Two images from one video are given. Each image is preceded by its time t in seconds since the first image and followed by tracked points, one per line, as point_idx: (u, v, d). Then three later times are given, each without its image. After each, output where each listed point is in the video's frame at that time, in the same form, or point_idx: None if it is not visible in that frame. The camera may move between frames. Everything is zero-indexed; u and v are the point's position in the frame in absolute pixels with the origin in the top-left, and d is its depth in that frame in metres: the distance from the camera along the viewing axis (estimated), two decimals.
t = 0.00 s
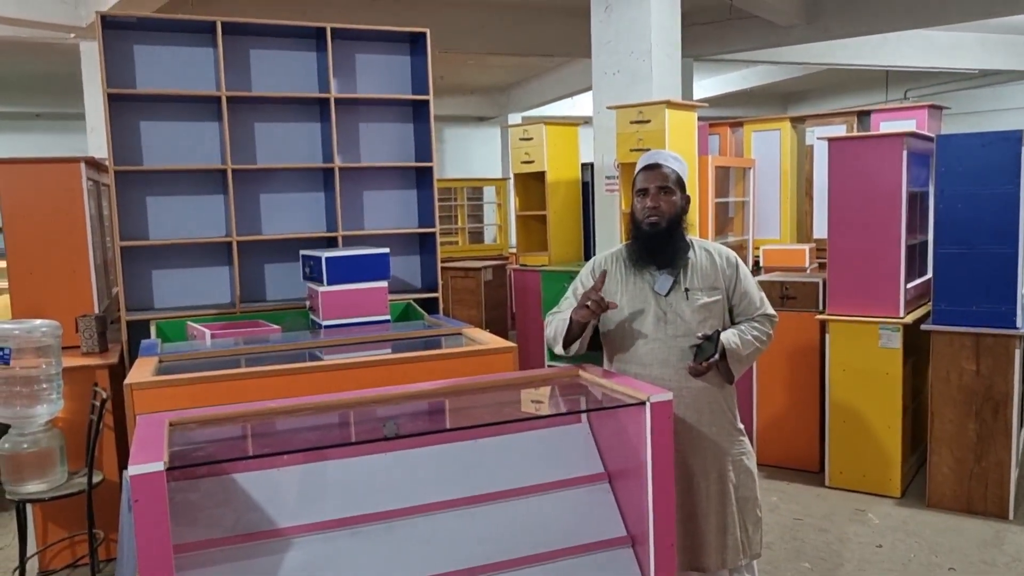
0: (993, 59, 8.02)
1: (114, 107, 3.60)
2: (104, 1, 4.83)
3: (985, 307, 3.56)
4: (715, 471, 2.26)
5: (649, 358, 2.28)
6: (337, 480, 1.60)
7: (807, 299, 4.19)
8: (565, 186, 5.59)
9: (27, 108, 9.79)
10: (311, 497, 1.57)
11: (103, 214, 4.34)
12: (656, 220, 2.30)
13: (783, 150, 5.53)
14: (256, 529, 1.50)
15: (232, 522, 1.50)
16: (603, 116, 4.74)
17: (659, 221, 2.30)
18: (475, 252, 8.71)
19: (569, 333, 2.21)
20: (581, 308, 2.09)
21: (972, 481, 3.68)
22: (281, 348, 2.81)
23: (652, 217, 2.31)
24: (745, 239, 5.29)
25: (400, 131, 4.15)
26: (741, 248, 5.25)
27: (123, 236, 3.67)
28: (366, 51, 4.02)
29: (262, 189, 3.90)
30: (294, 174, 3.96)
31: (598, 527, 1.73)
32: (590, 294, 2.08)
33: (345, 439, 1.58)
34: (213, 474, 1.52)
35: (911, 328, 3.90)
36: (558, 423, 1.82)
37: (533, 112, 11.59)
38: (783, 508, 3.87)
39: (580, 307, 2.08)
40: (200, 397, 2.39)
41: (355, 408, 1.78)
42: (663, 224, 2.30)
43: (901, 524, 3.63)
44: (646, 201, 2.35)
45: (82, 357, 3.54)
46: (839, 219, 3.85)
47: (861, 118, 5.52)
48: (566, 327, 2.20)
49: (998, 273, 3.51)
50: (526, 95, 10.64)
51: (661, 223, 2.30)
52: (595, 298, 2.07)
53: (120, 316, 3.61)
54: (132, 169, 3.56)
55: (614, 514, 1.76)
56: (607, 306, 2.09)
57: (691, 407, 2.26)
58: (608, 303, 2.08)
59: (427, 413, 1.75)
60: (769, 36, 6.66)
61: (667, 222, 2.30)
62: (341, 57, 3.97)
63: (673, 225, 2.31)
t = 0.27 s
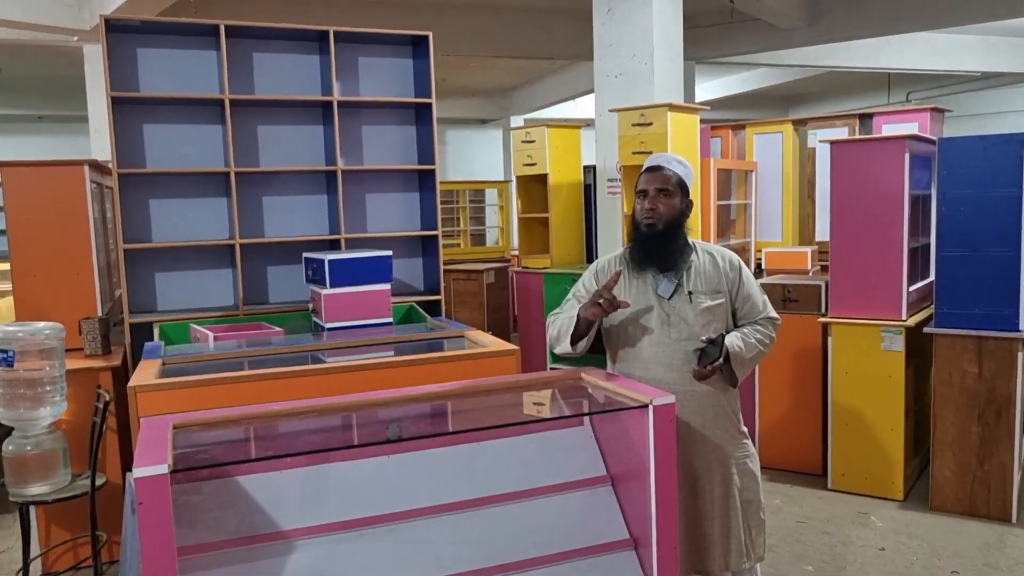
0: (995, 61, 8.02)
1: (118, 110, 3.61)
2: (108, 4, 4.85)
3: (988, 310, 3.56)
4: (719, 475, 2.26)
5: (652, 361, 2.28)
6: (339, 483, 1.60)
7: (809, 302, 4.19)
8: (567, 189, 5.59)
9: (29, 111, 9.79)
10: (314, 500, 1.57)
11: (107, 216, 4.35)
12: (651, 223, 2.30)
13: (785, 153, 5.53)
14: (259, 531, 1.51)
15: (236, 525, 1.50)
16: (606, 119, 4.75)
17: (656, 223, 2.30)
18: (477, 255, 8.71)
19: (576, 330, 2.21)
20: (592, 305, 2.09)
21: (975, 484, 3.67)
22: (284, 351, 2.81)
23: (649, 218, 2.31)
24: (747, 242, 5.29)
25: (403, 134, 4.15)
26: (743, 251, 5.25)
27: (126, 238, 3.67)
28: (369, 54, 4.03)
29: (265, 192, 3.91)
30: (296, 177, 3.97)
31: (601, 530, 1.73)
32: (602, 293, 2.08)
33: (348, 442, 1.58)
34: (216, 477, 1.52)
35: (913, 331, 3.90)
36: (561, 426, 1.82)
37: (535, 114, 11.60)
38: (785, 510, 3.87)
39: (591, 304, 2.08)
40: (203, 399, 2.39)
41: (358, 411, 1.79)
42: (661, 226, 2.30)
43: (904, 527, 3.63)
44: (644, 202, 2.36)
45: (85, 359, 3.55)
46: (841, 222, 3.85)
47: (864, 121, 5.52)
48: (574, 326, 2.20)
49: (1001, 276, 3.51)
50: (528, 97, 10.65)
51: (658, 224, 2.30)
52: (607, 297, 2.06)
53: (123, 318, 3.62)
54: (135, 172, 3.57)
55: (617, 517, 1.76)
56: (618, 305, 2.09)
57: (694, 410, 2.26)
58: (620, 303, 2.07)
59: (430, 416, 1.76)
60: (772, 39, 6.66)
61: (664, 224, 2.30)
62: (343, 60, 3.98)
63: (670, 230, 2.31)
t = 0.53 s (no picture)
0: (998, 63, 8.01)
1: (121, 111, 3.61)
2: (111, 5, 4.86)
3: (990, 311, 3.56)
4: (725, 476, 2.25)
5: (657, 363, 2.28)
6: (343, 484, 1.60)
7: (812, 303, 4.17)
8: (570, 190, 5.59)
9: (31, 112, 9.79)
10: (317, 500, 1.57)
11: (110, 217, 4.35)
12: (665, 222, 2.31)
13: (787, 154, 5.53)
14: (263, 531, 1.51)
15: (239, 525, 1.50)
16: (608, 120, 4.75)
17: (668, 223, 2.31)
18: (479, 256, 8.71)
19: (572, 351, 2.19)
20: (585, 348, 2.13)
21: (978, 485, 3.67)
22: (287, 351, 2.82)
23: (660, 220, 2.33)
24: (749, 243, 5.29)
25: (406, 135, 4.16)
26: (745, 252, 5.25)
27: (129, 239, 3.68)
28: (372, 55, 4.04)
29: (268, 193, 3.91)
30: (299, 178, 3.97)
31: (605, 530, 1.73)
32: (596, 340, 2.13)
33: (351, 442, 1.58)
34: (220, 477, 1.52)
35: (917, 332, 3.90)
36: (564, 427, 1.82)
37: (537, 116, 11.60)
38: (788, 512, 3.86)
39: (585, 346, 2.13)
40: (206, 399, 2.39)
41: (361, 411, 1.79)
42: (673, 227, 2.31)
43: (907, 528, 3.62)
44: (654, 203, 2.37)
45: (88, 360, 3.56)
46: (844, 223, 3.85)
47: (866, 122, 5.52)
48: (574, 340, 2.18)
49: (1004, 277, 3.50)
50: (530, 99, 10.66)
51: (670, 225, 2.31)
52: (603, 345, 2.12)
53: (126, 319, 3.62)
54: (138, 172, 3.57)
55: (621, 517, 1.76)
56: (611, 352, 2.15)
57: (699, 411, 2.26)
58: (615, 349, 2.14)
59: (433, 416, 1.76)
60: (774, 40, 6.66)
61: (676, 224, 2.31)
62: (346, 61, 3.98)
63: (682, 227, 2.32)
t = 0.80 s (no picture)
0: (1001, 63, 8.00)
1: (124, 111, 3.62)
2: (114, 5, 4.86)
3: (993, 311, 3.56)
4: (726, 476, 2.25)
5: (656, 363, 2.28)
6: (345, 483, 1.60)
7: (814, 303, 4.18)
8: (572, 190, 5.59)
9: (34, 112, 9.81)
10: (319, 499, 1.57)
11: (113, 217, 4.36)
12: (665, 223, 2.30)
13: (790, 154, 5.53)
14: (266, 530, 1.51)
15: (242, 524, 1.50)
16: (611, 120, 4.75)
17: (669, 224, 2.29)
18: (481, 256, 8.72)
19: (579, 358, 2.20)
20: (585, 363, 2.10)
21: (981, 485, 3.66)
22: (290, 351, 2.82)
23: (661, 220, 2.31)
24: (752, 243, 5.29)
25: (408, 135, 4.16)
26: (748, 252, 5.25)
27: (132, 239, 3.69)
28: (374, 55, 4.04)
29: (271, 193, 3.91)
30: (302, 178, 3.97)
31: (608, 529, 1.73)
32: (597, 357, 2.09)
33: (354, 441, 1.58)
34: (222, 476, 1.52)
35: (919, 332, 3.89)
36: (567, 426, 1.82)
37: (539, 116, 11.61)
38: (791, 512, 3.86)
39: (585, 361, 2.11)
40: (209, 399, 2.39)
41: (363, 410, 1.78)
42: (674, 227, 2.29)
43: (910, 528, 3.61)
44: (655, 203, 2.36)
45: (91, 359, 3.56)
46: (847, 223, 3.85)
47: (869, 123, 5.52)
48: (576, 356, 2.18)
49: (1007, 278, 3.50)
50: (532, 99, 10.66)
51: (671, 225, 2.29)
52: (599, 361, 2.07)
53: (129, 319, 3.63)
54: (141, 172, 3.57)
55: (623, 517, 1.76)
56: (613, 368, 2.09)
57: (700, 411, 2.26)
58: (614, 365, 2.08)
59: (435, 416, 1.75)
60: (776, 41, 6.66)
61: (677, 225, 2.30)
62: (349, 61, 3.98)
63: (682, 227, 2.30)
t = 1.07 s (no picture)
0: (1007, 62, 7.98)
1: (131, 109, 3.63)
2: (120, 4, 4.87)
3: (1001, 310, 3.54)
4: (728, 474, 2.25)
5: (661, 360, 2.28)
6: (351, 481, 1.60)
7: (820, 302, 4.17)
8: (577, 188, 5.59)
9: (40, 111, 9.84)
10: (325, 497, 1.57)
11: (119, 215, 4.37)
12: (669, 222, 2.30)
13: (795, 153, 5.52)
14: (272, 528, 1.51)
15: (248, 522, 1.50)
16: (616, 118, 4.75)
17: (674, 222, 2.29)
18: (485, 255, 8.72)
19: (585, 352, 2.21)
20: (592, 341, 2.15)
21: (988, 485, 3.65)
22: (296, 349, 2.82)
23: (666, 218, 2.31)
24: (757, 242, 5.28)
25: (414, 134, 4.16)
26: (753, 251, 5.24)
27: (138, 238, 3.69)
28: (380, 53, 4.04)
29: (277, 192, 3.92)
30: (307, 177, 3.98)
31: (613, 528, 1.72)
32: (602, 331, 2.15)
33: (360, 439, 1.58)
34: (229, 474, 1.52)
35: (926, 331, 3.88)
36: (573, 425, 1.81)
37: (544, 115, 11.61)
38: (796, 511, 3.85)
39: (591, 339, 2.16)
40: (215, 397, 2.40)
41: (369, 408, 1.78)
42: (679, 226, 2.29)
43: (916, 528, 3.60)
44: (661, 201, 2.36)
45: (97, 357, 3.57)
46: (853, 222, 3.84)
47: (875, 121, 5.50)
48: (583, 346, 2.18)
49: (1013, 277, 3.49)
50: (536, 98, 10.66)
51: (676, 224, 2.29)
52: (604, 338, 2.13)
53: (135, 317, 3.63)
54: (147, 170, 3.58)
55: (629, 515, 1.76)
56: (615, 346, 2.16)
57: (703, 409, 2.26)
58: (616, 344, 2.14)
59: (441, 414, 1.75)
60: (782, 39, 6.65)
61: (682, 223, 2.30)
62: (354, 60, 3.99)
63: (687, 226, 2.30)
